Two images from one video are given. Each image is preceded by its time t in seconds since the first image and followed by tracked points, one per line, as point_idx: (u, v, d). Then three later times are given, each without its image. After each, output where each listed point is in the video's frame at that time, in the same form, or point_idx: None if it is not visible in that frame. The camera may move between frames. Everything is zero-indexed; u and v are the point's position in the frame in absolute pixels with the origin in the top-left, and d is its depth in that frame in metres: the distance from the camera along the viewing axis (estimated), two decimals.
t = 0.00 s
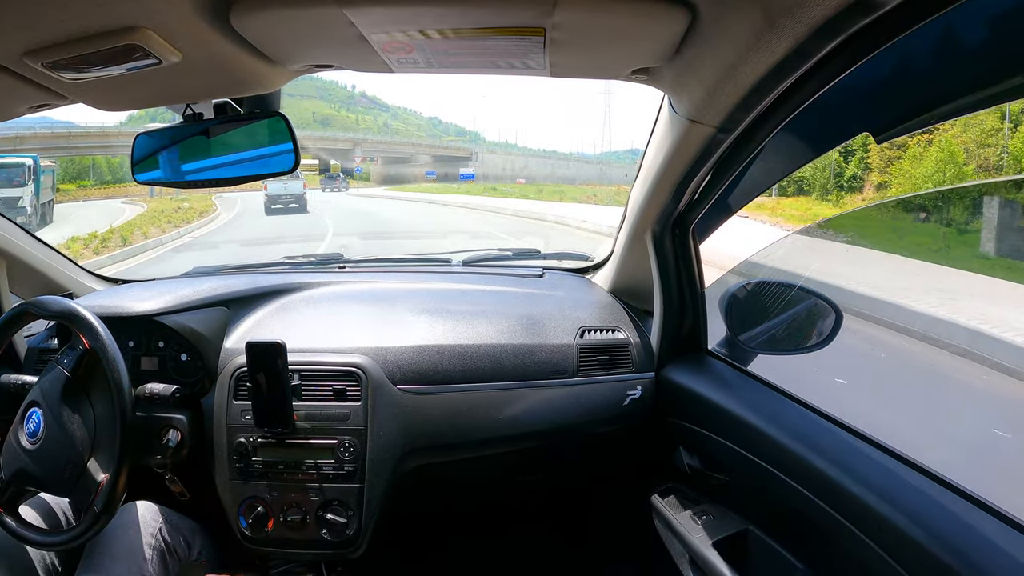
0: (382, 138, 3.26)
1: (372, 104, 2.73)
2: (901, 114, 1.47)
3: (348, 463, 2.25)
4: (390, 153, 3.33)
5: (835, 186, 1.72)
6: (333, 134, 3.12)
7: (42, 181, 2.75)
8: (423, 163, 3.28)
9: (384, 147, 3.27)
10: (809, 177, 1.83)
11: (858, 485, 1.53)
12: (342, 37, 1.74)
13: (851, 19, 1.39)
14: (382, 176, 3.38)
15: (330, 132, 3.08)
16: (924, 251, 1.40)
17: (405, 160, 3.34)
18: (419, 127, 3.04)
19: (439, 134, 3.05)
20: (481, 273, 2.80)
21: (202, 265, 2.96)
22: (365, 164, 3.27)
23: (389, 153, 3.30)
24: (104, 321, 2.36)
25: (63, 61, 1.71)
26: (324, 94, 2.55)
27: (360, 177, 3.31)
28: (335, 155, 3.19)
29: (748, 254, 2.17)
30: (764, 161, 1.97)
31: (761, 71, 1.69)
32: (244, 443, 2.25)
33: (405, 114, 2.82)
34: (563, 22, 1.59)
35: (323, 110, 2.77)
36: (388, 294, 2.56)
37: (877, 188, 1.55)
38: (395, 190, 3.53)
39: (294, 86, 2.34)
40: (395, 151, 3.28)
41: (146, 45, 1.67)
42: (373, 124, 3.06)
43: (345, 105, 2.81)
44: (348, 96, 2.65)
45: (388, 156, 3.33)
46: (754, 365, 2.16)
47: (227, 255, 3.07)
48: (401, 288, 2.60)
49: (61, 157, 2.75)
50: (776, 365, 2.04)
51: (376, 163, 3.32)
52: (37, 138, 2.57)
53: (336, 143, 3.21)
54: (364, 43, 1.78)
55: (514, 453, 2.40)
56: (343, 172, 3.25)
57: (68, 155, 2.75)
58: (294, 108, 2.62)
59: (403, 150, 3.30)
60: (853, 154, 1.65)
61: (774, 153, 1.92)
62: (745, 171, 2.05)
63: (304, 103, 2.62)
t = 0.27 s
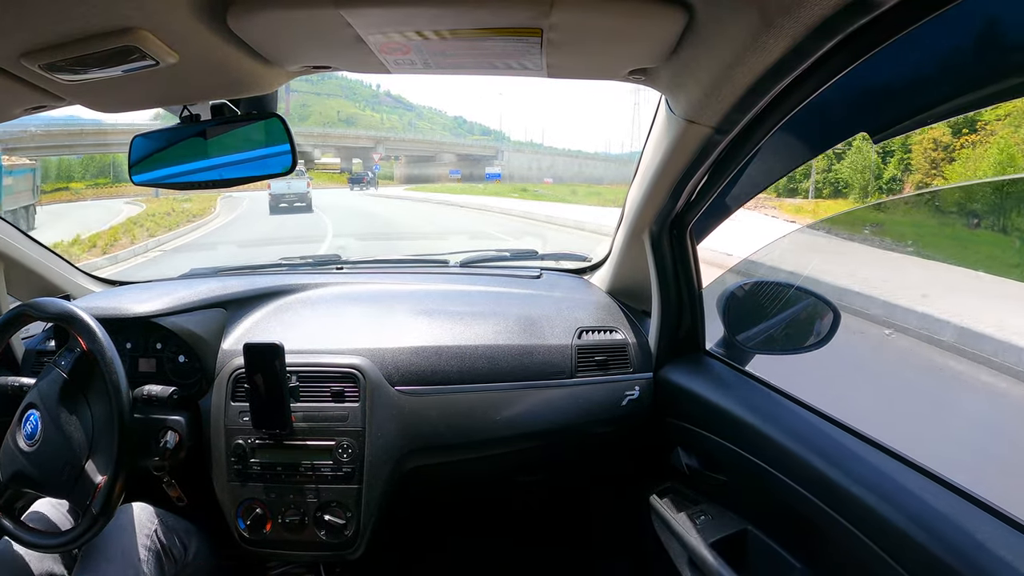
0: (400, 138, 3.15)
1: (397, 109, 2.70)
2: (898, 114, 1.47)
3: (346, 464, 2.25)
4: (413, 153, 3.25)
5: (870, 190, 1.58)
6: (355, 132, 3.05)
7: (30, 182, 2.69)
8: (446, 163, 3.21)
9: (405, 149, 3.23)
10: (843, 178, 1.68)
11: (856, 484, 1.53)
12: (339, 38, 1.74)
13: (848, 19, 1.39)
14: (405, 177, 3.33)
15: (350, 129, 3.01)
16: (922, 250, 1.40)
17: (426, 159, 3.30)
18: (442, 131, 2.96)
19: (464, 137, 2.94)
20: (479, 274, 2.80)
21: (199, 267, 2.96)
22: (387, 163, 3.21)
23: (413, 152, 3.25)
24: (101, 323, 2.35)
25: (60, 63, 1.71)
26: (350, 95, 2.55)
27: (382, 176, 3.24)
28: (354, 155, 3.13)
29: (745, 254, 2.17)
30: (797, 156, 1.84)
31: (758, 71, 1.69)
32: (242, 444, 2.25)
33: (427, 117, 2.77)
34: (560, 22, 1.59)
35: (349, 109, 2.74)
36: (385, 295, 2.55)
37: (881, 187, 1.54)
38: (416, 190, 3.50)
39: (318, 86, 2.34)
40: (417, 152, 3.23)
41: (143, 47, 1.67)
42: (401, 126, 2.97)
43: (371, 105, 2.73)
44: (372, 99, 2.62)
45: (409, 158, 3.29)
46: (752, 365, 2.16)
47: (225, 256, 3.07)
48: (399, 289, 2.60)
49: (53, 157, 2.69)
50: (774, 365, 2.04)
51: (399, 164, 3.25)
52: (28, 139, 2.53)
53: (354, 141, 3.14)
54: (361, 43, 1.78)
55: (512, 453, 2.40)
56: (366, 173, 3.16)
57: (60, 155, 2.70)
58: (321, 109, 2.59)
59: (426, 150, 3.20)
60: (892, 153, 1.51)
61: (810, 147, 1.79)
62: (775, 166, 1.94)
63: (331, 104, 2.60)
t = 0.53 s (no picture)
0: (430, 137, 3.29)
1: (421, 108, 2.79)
2: (896, 115, 1.47)
3: (345, 464, 2.25)
4: (437, 152, 3.38)
5: (911, 194, 1.43)
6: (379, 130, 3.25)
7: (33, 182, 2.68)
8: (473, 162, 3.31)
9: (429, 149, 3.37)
10: (883, 182, 1.53)
11: (854, 484, 1.53)
12: (338, 38, 1.74)
13: (847, 19, 1.39)
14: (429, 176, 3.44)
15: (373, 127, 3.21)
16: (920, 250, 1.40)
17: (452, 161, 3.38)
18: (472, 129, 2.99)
19: (491, 136, 2.99)
20: (478, 274, 2.80)
21: (197, 267, 2.95)
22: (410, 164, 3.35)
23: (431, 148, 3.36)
24: (99, 322, 2.35)
25: (59, 62, 1.70)
26: (374, 91, 2.63)
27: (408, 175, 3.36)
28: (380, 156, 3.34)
29: (744, 254, 2.17)
30: (835, 155, 1.69)
31: (757, 71, 1.69)
32: (241, 444, 2.25)
33: (453, 117, 2.83)
34: (559, 22, 1.59)
35: (375, 107, 2.89)
36: (384, 295, 2.55)
37: (908, 185, 1.44)
38: (439, 191, 3.55)
39: (344, 86, 2.41)
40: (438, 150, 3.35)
41: (142, 46, 1.67)
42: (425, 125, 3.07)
43: (394, 105, 2.86)
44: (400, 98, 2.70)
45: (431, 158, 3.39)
46: (750, 365, 2.16)
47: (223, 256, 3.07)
48: (397, 289, 2.60)
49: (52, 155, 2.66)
50: (772, 364, 2.05)
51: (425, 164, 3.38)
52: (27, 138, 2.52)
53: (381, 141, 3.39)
54: (360, 43, 1.78)
55: (511, 454, 2.40)
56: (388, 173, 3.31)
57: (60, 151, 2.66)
58: (347, 105, 2.77)
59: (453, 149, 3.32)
60: (933, 154, 1.37)
61: (850, 145, 1.64)
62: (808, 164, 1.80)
63: (357, 101, 2.76)
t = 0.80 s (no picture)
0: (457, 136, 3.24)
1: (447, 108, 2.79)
2: (896, 115, 1.47)
3: (344, 464, 2.25)
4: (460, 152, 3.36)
5: (953, 197, 1.31)
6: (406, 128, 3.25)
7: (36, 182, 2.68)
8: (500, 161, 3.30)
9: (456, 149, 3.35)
10: (925, 184, 1.39)
11: (853, 484, 1.53)
12: (338, 38, 1.74)
13: (847, 19, 1.39)
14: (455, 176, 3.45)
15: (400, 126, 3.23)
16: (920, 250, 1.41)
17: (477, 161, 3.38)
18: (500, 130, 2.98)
19: (518, 136, 2.99)
20: (478, 274, 2.80)
21: (196, 267, 2.95)
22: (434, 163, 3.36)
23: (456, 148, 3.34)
24: (99, 322, 2.35)
25: (59, 62, 1.70)
26: (401, 92, 2.64)
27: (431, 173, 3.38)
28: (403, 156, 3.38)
29: (743, 254, 2.17)
30: (876, 155, 1.55)
31: (757, 71, 1.69)
32: (240, 444, 2.25)
33: (482, 117, 2.82)
34: (559, 22, 1.59)
35: (400, 108, 2.91)
36: (384, 295, 2.55)
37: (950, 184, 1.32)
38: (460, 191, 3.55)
39: (370, 85, 2.43)
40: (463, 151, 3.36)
41: (142, 46, 1.67)
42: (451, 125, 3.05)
43: (420, 105, 2.85)
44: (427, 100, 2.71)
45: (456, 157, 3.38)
46: (750, 365, 2.16)
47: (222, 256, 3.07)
48: (397, 289, 2.60)
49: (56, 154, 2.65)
50: (771, 364, 2.05)
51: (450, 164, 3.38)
52: (30, 136, 2.51)
53: (404, 140, 3.43)
54: (360, 43, 1.78)
55: (510, 453, 2.40)
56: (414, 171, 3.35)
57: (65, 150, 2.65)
58: (372, 104, 2.81)
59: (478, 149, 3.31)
60: (976, 155, 1.27)
61: (893, 145, 1.50)
62: (844, 164, 1.66)
63: (383, 101, 2.78)
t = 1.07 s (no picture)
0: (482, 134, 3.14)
1: (472, 108, 2.78)
2: (895, 115, 1.47)
3: (344, 464, 2.25)
4: (488, 151, 3.25)
5: (998, 201, 1.21)
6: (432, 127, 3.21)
7: (48, 181, 2.70)
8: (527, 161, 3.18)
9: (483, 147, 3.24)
10: (966, 184, 1.28)
11: (852, 484, 1.54)
12: (338, 38, 1.74)
13: (847, 19, 1.40)
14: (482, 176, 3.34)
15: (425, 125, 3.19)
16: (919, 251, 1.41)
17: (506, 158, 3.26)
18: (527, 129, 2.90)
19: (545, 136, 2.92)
20: (478, 274, 2.80)
21: (196, 267, 2.95)
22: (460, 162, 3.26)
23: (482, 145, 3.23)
24: (99, 322, 2.35)
25: (59, 62, 1.70)
26: (426, 92, 2.65)
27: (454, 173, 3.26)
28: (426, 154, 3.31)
29: (742, 254, 2.17)
30: (915, 155, 1.43)
31: (757, 71, 1.69)
32: (240, 444, 2.25)
33: (508, 118, 2.81)
34: (559, 22, 1.59)
35: (426, 108, 2.90)
36: (384, 295, 2.55)
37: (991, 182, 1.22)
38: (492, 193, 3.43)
39: (395, 86, 2.43)
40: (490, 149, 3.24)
41: (143, 46, 1.67)
42: (477, 126, 3.01)
43: (445, 104, 2.83)
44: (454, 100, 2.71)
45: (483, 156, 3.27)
46: (750, 364, 2.17)
47: (222, 256, 3.07)
48: (397, 289, 2.59)
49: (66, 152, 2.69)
50: (771, 363, 2.06)
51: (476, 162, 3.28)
52: (38, 134, 2.51)
53: (428, 139, 3.33)
54: (359, 43, 1.78)
55: (510, 454, 2.40)
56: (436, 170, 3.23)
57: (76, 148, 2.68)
58: (396, 104, 2.85)
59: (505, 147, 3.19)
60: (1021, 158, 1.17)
61: (935, 145, 1.38)
62: (879, 166, 1.54)
63: (408, 100, 2.79)
